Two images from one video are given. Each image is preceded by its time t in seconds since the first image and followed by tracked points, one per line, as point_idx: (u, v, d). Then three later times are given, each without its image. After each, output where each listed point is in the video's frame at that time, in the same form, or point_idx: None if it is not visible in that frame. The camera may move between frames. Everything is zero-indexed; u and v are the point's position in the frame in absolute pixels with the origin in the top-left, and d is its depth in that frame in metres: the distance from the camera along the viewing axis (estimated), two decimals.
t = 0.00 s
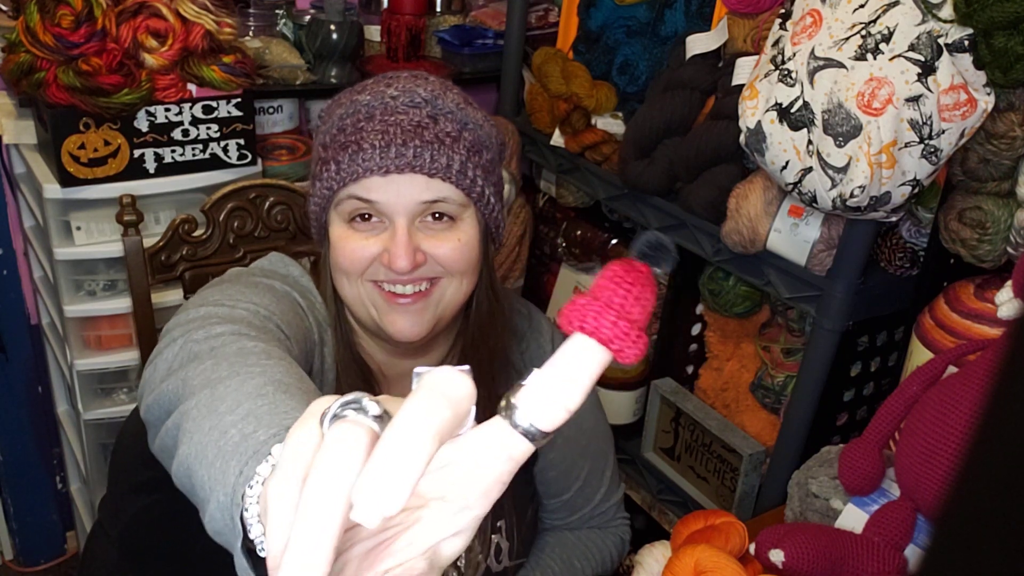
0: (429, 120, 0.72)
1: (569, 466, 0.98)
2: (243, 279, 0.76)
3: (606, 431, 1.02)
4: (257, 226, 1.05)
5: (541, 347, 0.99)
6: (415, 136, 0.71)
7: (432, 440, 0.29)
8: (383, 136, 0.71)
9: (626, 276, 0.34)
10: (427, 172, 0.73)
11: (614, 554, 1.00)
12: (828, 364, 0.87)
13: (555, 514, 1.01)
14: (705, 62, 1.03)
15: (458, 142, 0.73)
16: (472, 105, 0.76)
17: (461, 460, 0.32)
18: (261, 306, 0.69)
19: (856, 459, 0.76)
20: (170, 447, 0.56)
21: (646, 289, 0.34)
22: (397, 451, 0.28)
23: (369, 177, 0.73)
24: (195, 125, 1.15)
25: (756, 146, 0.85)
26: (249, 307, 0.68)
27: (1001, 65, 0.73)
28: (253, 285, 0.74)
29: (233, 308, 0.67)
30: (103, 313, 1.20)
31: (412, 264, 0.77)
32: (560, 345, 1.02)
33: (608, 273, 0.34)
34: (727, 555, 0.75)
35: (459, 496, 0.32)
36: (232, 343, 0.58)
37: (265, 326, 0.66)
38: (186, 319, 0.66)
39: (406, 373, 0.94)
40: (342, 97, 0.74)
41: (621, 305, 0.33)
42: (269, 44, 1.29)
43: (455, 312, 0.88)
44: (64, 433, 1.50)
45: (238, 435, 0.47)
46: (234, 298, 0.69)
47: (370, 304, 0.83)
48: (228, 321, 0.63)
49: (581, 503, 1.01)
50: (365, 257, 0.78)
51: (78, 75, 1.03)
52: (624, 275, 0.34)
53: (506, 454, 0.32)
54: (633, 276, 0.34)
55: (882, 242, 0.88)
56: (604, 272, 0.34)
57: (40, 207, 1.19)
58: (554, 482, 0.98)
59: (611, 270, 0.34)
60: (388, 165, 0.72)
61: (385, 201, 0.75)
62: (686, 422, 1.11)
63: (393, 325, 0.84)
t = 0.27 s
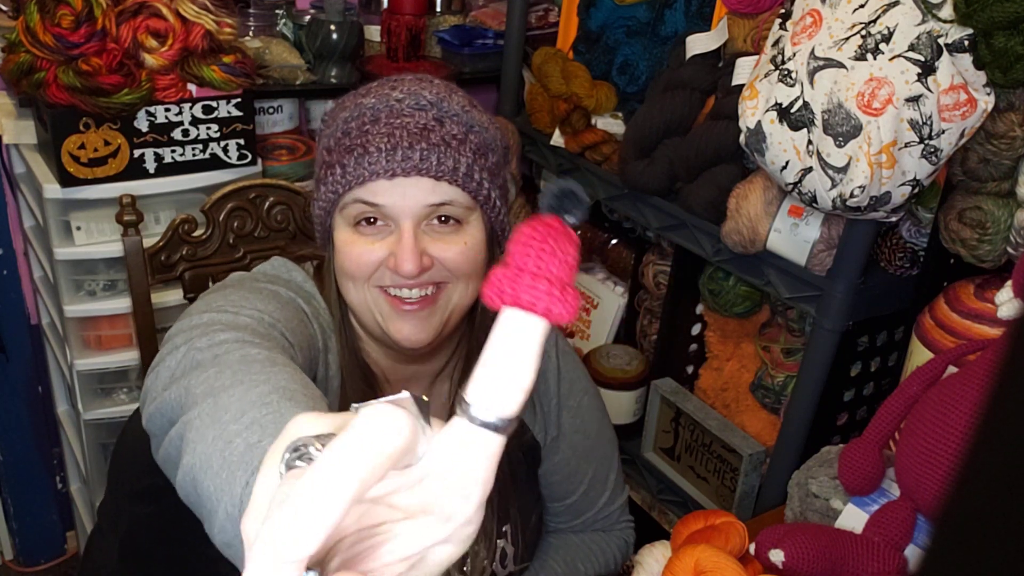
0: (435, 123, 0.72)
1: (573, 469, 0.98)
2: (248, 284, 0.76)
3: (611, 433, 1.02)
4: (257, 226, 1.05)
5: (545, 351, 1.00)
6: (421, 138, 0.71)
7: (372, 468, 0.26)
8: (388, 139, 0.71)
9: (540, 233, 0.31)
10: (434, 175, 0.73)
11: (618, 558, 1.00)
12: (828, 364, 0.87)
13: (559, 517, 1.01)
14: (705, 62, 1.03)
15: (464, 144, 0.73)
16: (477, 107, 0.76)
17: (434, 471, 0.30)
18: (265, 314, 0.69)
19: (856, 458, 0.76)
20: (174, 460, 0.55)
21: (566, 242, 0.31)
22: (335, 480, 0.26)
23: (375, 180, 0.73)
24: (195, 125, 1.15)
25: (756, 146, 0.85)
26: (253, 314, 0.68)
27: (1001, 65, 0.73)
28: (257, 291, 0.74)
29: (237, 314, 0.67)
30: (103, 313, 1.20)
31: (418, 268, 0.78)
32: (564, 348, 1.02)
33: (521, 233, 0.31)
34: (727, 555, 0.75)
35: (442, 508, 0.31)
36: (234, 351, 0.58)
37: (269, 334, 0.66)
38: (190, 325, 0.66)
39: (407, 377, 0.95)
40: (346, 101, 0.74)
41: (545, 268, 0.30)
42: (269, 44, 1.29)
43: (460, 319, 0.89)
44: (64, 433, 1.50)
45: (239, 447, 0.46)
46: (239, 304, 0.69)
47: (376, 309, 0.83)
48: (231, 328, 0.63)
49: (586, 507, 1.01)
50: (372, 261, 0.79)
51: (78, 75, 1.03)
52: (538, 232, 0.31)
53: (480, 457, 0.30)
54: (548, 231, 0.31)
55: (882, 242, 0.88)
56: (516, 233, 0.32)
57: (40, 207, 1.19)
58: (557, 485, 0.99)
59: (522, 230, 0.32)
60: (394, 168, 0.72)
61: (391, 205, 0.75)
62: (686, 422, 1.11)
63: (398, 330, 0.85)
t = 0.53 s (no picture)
0: (431, 127, 0.71)
1: (576, 472, 0.98)
2: (253, 279, 0.77)
3: (614, 437, 1.03)
4: (257, 226, 1.05)
5: (549, 353, 0.99)
6: (417, 143, 0.71)
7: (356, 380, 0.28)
8: (385, 144, 0.71)
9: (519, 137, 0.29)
10: (430, 179, 0.73)
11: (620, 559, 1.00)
12: (828, 364, 0.87)
13: (562, 519, 1.01)
14: (705, 62, 1.03)
15: (461, 148, 0.73)
16: (474, 109, 0.74)
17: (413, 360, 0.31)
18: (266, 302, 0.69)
19: (855, 458, 0.76)
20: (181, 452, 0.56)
21: (547, 151, 0.29)
22: (313, 395, 0.27)
23: (372, 185, 0.73)
24: (195, 125, 1.15)
25: (756, 146, 0.85)
26: (253, 303, 0.68)
27: (1001, 65, 0.73)
28: (260, 285, 0.74)
29: (240, 304, 0.67)
30: (103, 313, 1.20)
31: (416, 273, 0.79)
32: (569, 351, 1.01)
33: (497, 133, 0.29)
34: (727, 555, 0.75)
35: (422, 395, 0.32)
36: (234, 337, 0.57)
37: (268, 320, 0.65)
38: (190, 312, 0.66)
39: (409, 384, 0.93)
40: (343, 103, 0.73)
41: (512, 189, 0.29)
42: (269, 45, 1.30)
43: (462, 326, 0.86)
44: (64, 433, 1.50)
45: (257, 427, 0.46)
46: (240, 294, 0.69)
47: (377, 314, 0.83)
48: (233, 314, 0.63)
49: (587, 509, 1.01)
50: (370, 266, 0.80)
51: (78, 75, 1.03)
52: (515, 137, 0.29)
53: (455, 355, 0.31)
54: (527, 137, 0.29)
55: (882, 242, 0.88)
56: (494, 129, 0.29)
57: (40, 207, 1.19)
58: (560, 489, 0.98)
59: (500, 129, 0.29)
60: (391, 173, 0.72)
61: (387, 209, 0.76)
62: (686, 422, 1.11)
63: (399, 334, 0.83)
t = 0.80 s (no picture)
0: (431, 127, 0.71)
1: (575, 472, 0.98)
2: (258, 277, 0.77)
3: (613, 439, 1.03)
4: (257, 226, 1.05)
5: (549, 354, 0.98)
6: (418, 142, 0.71)
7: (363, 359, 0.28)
8: (386, 143, 0.71)
9: (524, 119, 0.29)
10: (430, 178, 0.73)
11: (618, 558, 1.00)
12: (828, 364, 0.87)
13: (561, 519, 1.01)
14: (705, 62, 1.03)
15: (462, 148, 0.73)
16: (474, 109, 0.74)
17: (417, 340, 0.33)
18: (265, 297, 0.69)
19: (855, 459, 0.76)
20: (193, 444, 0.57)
21: (553, 136, 0.29)
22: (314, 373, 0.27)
23: (373, 185, 0.73)
24: (195, 125, 1.15)
25: (756, 146, 0.85)
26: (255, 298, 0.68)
27: (1001, 65, 0.73)
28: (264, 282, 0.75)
29: (240, 300, 0.67)
30: (103, 313, 1.20)
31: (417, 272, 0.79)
32: (569, 353, 1.01)
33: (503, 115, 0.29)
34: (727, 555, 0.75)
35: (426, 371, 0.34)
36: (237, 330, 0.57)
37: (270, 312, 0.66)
38: (192, 307, 0.66)
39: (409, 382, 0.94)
40: (345, 104, 0.74)
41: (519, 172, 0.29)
42: (269, 44, 1.30)
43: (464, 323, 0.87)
44: (64, 433, 1.50)
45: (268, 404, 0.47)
46: (242, 291, 0.69)
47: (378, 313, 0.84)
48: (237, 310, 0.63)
49: (587, 509, 1.01)
50: (372, 266, 0.80)
51: (78, 75, 1.03)
52: (522, 121, 0.29)
53: (461, 333, 0.32)
54: (532, 120, 0.29)
55: (882, 242, 0.88)
56: (500, 109, 0.29)
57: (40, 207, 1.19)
58: (560, 489, 0.98)
59: (507, 110, 0.29)
60: (392, 172, 0.72)
61: (387, 208, 0.76)
62: (686, 422, 1.11)
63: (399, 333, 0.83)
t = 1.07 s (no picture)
0: (431, 126, 0.71)
1: (575, 473, 0.98)
2: (258, 278, 0.77)
3: (614, 440, 1.03)
4: (257, 226, 1.05)
5: (550, 355, 0.98)
6: (418, 142, 0.71)
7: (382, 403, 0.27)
8: (386, 143, 0.71)
9: (517, 165, 0.27)
10: (430, 178, 0.73)
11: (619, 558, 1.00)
12: (828, 364, 0.87)
13: (562, 520, 1.01)
14: (705, 62, 1.03)
15: (461, 148, 0.73)
16: (474, 109, 0.75)
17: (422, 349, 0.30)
18: (265, 297, 0.69)
19: (855, 459, 0.76)
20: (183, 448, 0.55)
21: (547, 183, 0.27)
22: (336, 436, 0.27)
23: (373, 185, 0.73)
24: (195, 125, 1.16)
25: (756, 146, 0.85)
26: (255, 299, 0.68)
27: (1001, 66, 0.73)
28: (263, 283, 0.75)
29: (241, 301, 0.67)
30: (104, 313, 1.20)
31: (417, 272, 0.78)
32: (569, 353, 1.01)
33: (497, 160, 0.27)
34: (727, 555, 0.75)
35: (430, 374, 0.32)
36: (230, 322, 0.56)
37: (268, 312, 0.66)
38: (191, 309, 0.66)
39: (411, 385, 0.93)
40: (344, 105, 0.74)
41: (513, 224, 0.27)
42: (270, 44, 1.30)
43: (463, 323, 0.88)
44: (64, 433, 1.50)
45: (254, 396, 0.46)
46: (242, 291, 0.69)
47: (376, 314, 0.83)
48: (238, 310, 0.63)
49: (588, 510, 1.01)
50: (372, 266, 0.80)
51: (78, 75, 1.03)
52: (514, 168, 0.27)
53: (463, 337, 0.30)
54: (523, 167, 0.27)
55: (882, 242, 0.87)
56: (495, 152, 0.27)
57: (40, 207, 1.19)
58: (561, 489, 0.99)
59: (500, 156, 0.27)
60: (392, 172, 0.72)
61: (388, 208, 0.76)
62: (686, 422, 1.11)
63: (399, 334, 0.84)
